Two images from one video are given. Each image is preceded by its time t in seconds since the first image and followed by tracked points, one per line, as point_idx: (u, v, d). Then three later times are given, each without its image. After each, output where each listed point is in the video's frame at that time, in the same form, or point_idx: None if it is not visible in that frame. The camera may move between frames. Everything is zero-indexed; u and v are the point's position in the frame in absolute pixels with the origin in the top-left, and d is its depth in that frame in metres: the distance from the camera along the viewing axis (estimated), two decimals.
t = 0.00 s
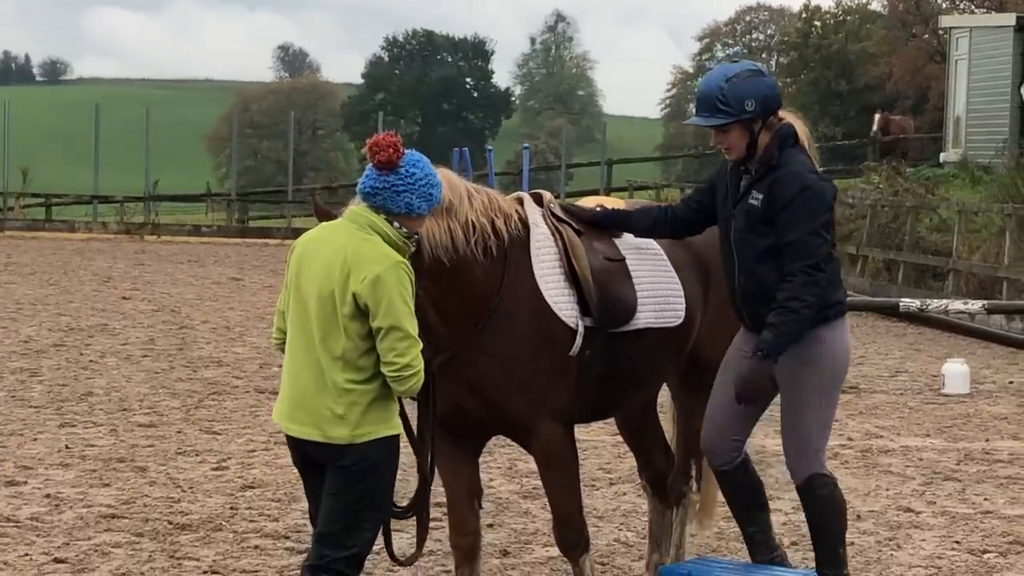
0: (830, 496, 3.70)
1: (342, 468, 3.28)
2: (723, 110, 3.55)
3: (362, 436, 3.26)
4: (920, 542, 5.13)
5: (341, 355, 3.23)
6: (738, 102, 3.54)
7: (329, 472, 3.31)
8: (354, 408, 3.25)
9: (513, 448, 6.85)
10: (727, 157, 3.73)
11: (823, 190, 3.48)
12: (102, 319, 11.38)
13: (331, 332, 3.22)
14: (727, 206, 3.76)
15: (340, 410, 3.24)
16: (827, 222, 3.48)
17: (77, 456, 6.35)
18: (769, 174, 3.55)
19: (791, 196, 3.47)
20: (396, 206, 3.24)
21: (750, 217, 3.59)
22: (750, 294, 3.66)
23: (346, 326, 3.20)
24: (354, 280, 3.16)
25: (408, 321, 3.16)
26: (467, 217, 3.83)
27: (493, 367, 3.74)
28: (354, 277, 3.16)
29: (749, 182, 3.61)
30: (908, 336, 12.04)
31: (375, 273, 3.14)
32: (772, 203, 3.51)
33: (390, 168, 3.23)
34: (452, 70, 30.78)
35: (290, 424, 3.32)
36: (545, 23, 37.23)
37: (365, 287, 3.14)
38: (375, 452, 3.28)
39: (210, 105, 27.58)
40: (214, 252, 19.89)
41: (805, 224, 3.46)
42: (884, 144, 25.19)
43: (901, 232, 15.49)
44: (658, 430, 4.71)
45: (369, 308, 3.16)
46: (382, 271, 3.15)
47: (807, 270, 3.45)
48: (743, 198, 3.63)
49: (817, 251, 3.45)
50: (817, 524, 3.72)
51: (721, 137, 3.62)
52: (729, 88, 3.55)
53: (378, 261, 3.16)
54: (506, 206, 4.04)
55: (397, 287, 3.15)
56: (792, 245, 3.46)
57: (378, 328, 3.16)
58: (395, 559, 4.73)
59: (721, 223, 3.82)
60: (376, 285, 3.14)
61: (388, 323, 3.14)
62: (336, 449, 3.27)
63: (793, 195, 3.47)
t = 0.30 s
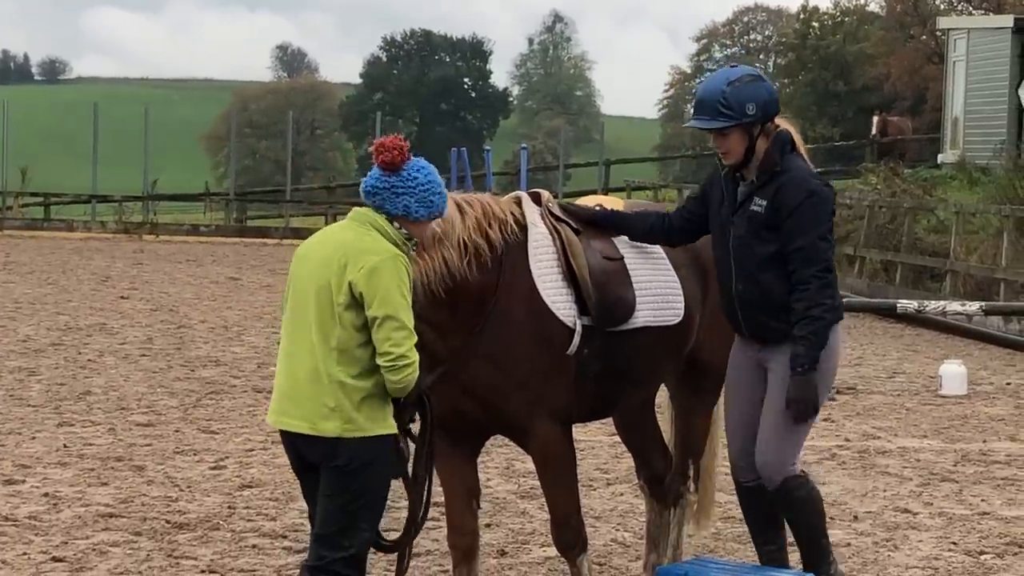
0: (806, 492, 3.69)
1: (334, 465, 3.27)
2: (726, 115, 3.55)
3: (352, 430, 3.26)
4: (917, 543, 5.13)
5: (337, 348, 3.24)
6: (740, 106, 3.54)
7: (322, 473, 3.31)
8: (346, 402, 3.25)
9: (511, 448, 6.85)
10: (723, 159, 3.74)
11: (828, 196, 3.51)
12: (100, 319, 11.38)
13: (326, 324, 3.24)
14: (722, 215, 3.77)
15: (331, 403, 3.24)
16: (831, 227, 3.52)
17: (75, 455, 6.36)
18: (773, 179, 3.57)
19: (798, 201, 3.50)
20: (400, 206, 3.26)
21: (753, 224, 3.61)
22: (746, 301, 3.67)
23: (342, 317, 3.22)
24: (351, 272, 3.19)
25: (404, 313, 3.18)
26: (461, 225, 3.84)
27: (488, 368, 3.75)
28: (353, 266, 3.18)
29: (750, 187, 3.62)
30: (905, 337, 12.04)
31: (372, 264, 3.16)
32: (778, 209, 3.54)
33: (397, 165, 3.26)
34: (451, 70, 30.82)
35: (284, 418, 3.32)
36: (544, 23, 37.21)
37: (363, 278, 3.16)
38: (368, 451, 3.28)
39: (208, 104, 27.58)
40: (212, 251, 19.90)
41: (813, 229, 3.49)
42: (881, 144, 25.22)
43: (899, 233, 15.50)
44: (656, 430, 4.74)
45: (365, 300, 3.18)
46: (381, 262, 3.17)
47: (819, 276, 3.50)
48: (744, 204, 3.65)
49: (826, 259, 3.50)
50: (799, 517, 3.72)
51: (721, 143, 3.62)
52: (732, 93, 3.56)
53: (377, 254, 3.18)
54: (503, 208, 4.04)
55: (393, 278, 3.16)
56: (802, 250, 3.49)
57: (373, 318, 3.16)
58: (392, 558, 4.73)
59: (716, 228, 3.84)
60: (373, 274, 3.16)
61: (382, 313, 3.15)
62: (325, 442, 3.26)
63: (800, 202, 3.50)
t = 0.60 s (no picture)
0: (760, 426, 3.52)
1: (335, 468, 3.27)
2: (730, 95, 3.53)
3: (343, 425, 3.24)
4: (917, 538, 5.13)
5: (329, 342, 3.24)
6: (744, 88, 3.52)
7: (326, 479, 3.30)
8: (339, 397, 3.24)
9: (510, 445, 6.85)
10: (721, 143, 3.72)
11: (830, 173, 3.51)
12: (98, 318, 11.38)
13: (319, 322, 3.24)
14: (717, 199, 3.77)
15: (324, 398, 3.24)
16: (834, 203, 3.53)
17: (74, 455, 6.35)
18: (775, 158, 3.56)
19: (803, 180, 3.50)
20: (389, 205, 3.26)
21: (752, 204, 3.59)
22: (745, 279, 3.66)
23: (332, 312, 3.22)
24: (340, 267, 3.19)
25: (392, 308, 3.17)
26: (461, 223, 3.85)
27: (487, 366, 3.76)
28: (342, 262, 3.19)
29: (750, 167, 3.61)
30: (903, 331, 12.04)
31: (361, 257, 3.16)
32: (780, 187, 3.53)
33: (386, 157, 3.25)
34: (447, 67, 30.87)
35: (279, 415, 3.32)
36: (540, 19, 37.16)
37: (351, 273, 3.16)
38: (369, 449, 3.26)
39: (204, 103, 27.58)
40: (209, 251, 19.90)
41: (816, 208, 3.49)
42: (878, 140, 25.23)
43: (897, 228, 15.50)
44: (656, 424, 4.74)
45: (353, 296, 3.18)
46: (369, 256, 3.17)
47: (825, 253, 3.47)
48: (742, 185, 3.64)
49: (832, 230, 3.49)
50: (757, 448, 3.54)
51: (722, 122, 3.60)
52: (735, 73, 3.54)
53: (367, 249, 3.18)
54: (504, 206, 4.04)
55: (383, 273, 3.16)
56: (805, 229, 3.49)
57: (359, 313, 3.16)
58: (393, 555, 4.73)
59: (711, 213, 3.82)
60: (361, 268, 3.16)
61: (368, 308, 3.15)
62: (318, 440, 3.25)
63: (805, 179, 3.50)
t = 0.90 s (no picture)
0: (770, 430, 3.57)
1: (333, 450, 3.25)
2: (719, 51, 3.51)
3: (348, 415, 3.24)
4: (915, 521, 5.13)
5: (330, 335, 3.23)
6: (735, 43, 3.50)
7: (323, 461, 3.29)
8: (343, 388, 3.24)
9: (507, 433, 6.84)
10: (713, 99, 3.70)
11: (819, 131, 3.50)
12: (93, 311, 11.36)
13: (320, 313, 3.22)
14: (709, 153, 3.76)
15: (328, 389, 3.23)
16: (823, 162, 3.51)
17: (70, 449, 6.35)
18: (766, 115, 3.55)
19: (792, 140, 3.49)
20: (386, 195, 3.23)
21: (743, 161, 3.59)
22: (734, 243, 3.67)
23: (334, 309, 3.21)
24: (340, 264, 3.17)
25: (396, 307, 3.17)
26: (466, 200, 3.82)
27: (492, 348, 3.73)
28: (343, 257, 3.17)
29: (741, 125, 3.61)
30: (899, 314, 12.03)
31: (361, 254, 3.15)
32: (771, 144, 3.52)
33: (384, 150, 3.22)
34: (441, 57, 30.89)
35: (280, 405, 3.30)
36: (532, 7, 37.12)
37: (352, 271, 3.15)
38: (368, 441, 3.26)
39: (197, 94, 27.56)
40: (204, 243, 19.90)
41: (805, 167, 3.48)
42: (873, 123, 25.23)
43: (891, 211, 15.50)
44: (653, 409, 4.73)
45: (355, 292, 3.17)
46: (369, 254, 3.15)
47: (811, 213, 3.47)
48: (733, 141, 3.63)
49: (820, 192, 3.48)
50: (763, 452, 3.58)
51: (713, 79, 3.57)
52: (725, 29, 3.51)
53: (367, 245, 3.16)
54: (505, 189, 4.03)
55: (386, 271, 3.15)
56: (793, 187, 3.48)
57: (365, 312, 3.16)
58: (391, 546, 4.73)
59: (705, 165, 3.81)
60: (364, 266, 3.14)
61: (373, 307, 3.14)
62: (320, 430, 3.25)
63: (794, 138, 3.49)
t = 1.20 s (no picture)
0: (777, 411, 3.53)
1: (336, 438, 3.26)
2: (692, 12, 3.39)
3: (352, 407, 3.25)
4: (910, 505, 5.14)
5: (334, 330, 3.22)
6: (708, 3, 3.37)
7: (323, 450, 3.30)
8: (346, 381, 3.24)
9: (503, 421, 6.85)
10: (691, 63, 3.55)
11: (795, 89, 3.35)
12: (88, 304, 11.37)
13: (320, 308, 3.22)
14: (694, 124, 3.63)
15: (332, 382, 3.23)
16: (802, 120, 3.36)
17: (67, 442, 6.35)
18: (740, 76, 3.42)
19: (767, 99, 3.34)
20: (383, 185, 3.22)
21: (724, 124, 3.46)
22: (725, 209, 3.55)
23: (337, 307, 3.21)
24: (341, 262, 3.17)
25: (399, 302, 3.19)
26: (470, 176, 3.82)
27: (494, 331, 3.73)
28: (343, 256, 3.17)
29: (719, 89, 3.47)
30: (894, 299, 12.05)
31: (364, 252, 3.15)
32: (745, 105, 3.39)
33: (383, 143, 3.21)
34: (432, 46, 30.92)
35: (282, 397, 3.30)
36: None
37: (355, 270, 3.15)
38: (368, 432, 3.27)
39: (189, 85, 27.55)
40: (197, 234, 19.90)
41: (781, 125, 3.33)
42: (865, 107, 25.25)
43: (884, 196, 15.53)
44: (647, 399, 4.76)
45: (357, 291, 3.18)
46: (372, 253, 3.15)
47: (789, 170, 3.31)
48: (714, 106, 3.51)
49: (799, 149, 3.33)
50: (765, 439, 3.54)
51: (688, 41, 3.45)
52: None
53: (369, 244, 3.17)
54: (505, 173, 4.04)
55: (387, 265, 3.16)
56: (770, 146, 3.33)
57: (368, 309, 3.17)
58: (388, 536, 4.74)
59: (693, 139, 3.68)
60: (365, 263, 3.15)
61: (377, 305, 3.16)
62: (325, 424, 3.25)
63: (770, 95, 3.35)
